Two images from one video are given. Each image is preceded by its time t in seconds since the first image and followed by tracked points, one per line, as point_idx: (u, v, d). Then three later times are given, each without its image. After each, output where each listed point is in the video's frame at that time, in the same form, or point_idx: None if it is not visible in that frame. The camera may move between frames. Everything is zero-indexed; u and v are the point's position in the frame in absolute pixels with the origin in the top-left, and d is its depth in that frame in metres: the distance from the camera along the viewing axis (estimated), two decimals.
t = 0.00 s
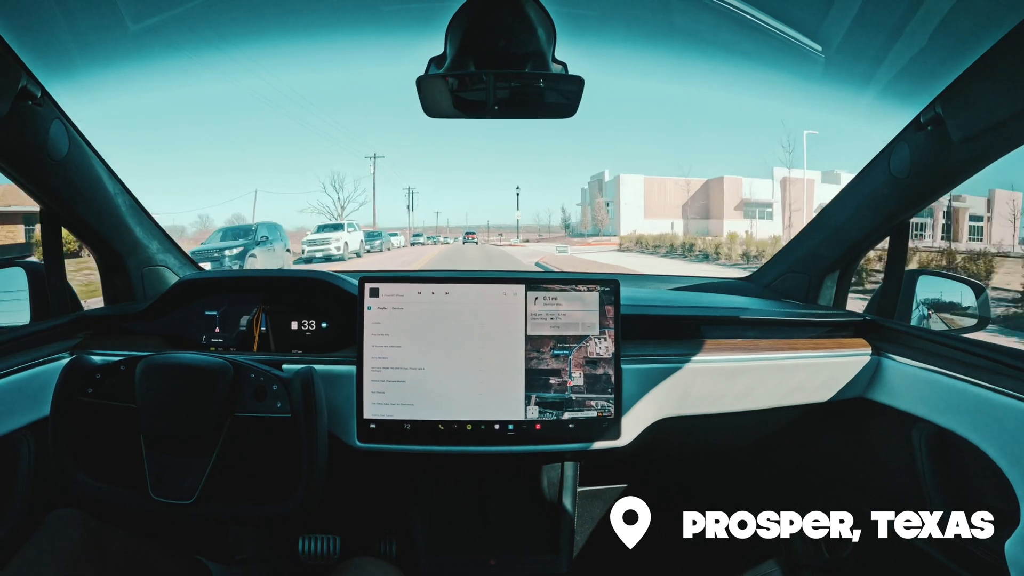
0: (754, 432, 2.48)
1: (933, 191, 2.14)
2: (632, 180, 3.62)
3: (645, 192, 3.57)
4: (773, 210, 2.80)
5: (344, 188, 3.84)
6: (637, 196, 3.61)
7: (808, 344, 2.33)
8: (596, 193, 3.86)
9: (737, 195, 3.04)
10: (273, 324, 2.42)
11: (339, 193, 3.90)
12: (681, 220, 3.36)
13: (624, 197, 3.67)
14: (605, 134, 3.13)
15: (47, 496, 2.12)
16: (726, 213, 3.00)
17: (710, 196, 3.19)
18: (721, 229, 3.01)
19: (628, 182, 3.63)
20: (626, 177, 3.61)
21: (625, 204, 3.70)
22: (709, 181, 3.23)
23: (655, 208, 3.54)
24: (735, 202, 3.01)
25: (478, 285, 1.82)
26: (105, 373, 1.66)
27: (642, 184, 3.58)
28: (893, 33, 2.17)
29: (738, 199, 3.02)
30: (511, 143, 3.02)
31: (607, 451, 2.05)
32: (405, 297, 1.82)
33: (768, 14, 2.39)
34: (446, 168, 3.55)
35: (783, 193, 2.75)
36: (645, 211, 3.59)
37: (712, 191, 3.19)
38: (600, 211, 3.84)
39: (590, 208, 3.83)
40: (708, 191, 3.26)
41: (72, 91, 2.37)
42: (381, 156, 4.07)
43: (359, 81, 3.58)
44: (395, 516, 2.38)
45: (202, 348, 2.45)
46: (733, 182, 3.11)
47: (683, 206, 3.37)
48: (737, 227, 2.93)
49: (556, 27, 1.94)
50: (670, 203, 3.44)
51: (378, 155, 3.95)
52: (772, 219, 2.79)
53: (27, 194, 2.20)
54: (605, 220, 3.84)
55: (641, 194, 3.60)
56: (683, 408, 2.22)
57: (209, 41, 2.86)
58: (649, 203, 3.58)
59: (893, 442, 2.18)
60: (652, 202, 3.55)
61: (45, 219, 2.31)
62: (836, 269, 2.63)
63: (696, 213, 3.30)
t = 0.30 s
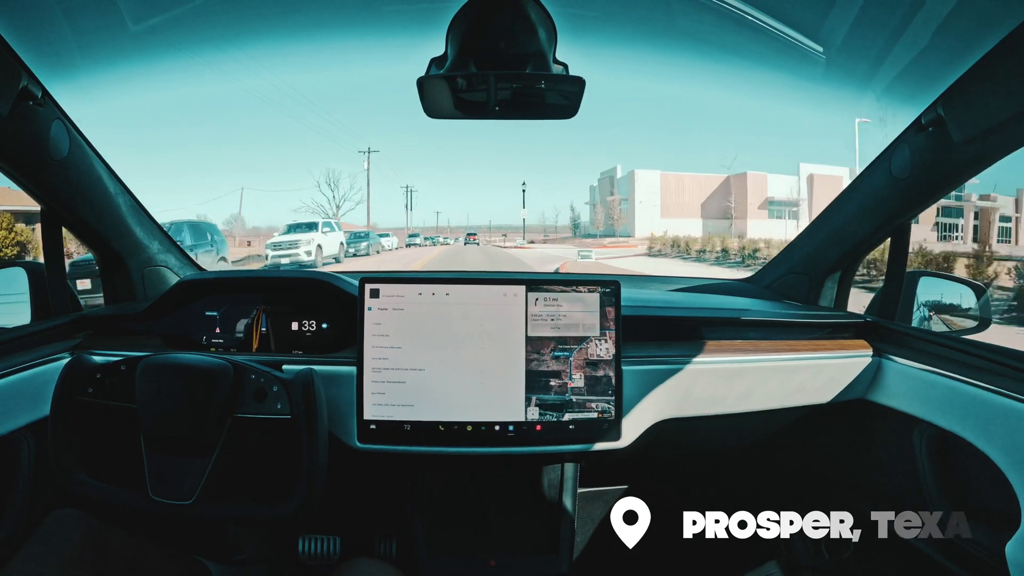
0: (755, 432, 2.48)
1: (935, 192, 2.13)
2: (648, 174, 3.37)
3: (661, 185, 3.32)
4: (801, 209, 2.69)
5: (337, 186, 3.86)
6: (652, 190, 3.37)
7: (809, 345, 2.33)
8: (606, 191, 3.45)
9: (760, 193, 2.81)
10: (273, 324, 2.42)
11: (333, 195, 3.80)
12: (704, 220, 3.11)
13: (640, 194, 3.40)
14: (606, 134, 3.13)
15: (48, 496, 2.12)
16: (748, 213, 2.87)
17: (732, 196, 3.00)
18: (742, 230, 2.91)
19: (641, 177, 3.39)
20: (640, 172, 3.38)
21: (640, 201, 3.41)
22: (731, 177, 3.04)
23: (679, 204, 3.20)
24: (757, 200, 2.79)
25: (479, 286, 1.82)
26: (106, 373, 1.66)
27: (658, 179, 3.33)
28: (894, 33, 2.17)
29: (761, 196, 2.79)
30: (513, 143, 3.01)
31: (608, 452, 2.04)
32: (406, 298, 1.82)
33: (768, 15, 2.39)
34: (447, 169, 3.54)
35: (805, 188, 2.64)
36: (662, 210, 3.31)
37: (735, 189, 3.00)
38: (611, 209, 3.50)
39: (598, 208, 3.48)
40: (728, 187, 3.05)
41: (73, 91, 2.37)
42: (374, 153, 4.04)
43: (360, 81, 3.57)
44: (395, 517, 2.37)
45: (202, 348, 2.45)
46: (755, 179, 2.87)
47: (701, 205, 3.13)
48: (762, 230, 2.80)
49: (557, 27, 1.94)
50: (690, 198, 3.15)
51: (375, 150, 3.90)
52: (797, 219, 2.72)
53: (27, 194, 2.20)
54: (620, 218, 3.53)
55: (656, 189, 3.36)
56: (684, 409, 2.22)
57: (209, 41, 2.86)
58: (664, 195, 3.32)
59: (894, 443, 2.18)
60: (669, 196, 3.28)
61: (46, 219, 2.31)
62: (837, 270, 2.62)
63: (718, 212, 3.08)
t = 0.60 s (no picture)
0: (755, 432, 2.48)
1: (935, 192, 2.13)
2: (665, 171, 3.21)
3: (681, 182, 3.31)
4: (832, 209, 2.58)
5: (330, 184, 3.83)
6: (670, 187, 3.32)
7: (809, 345, 2.33)
8: (621, 186, 3.60)
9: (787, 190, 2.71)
10: (275, 324, 2.42)
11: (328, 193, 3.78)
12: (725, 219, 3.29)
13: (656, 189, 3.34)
14: (606, 135, 3.14)
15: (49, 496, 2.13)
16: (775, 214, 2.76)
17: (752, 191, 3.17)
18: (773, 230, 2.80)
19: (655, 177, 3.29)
20: (657, 168, 3.25)
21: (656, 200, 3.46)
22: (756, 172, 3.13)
23: (697, 203, 3.42)
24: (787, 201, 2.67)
25: (479, 286, 1.82)
26: (106, 372, 1.66)
27: (677, 175, 3.27)
28: (895, 32, 2.17)
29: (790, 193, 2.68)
30: (514, 144, 3.02)
31: (609, 452, 2.04)
32: (406, 297, 1.82)
33: (769, 15, 2.39)
34: (448, 170, 3.55)
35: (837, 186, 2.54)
36: (681, 209, 3.46)
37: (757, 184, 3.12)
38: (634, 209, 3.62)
39: (613, 206, 3.74)
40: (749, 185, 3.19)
41: (74, 91, 2.38)
42: (368, 146, 4.02)
43: (361, 81, 3.58)
44: (396, 516, 2.37)
45: (203, 348, 2.45)
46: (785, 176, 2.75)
47: (725, 203, 3.30)
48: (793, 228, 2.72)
49: (558, 27, 1.94)
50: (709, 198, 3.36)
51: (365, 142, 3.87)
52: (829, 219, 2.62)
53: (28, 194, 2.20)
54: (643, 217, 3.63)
55: (675, 185, 3.35)
56: (685, 409, 2.22)
57: (209, 41, 2.87)
58: (686, 192, 3.37)
59: (896, 443, 2.17)
60: (690, 194, 3.38)
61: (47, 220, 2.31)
62: (837, 271, 2.62)
63: (739, 212, 3.21)
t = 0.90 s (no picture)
0: (756, 433, 2.48)
1: (936, 192, 2.12)
2: (687, 166, 3.30)
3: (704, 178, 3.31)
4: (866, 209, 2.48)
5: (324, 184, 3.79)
6: (692, 185, 3.33)
7: (810, 345, 2.33)
8: (634, 184, 3.46)
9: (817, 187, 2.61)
10: (276, 324, 2.42)
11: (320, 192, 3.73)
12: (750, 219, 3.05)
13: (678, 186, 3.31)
14: (606, 135, 3.14)
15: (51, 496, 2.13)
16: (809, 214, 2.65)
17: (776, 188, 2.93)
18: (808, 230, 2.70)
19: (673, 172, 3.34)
20: (680, 162, 3.31)
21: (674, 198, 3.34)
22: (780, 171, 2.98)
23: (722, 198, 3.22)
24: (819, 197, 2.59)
25: (481, 286, 1.82)
26: (107, 372, 1.66)
27: (700, 170, 3.32)
28: (896, 32, 2.17)
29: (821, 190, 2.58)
30: (515, 144, 3.02)
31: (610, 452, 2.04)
32: (407, 298, 1.82)
33: (770, 15, 2.39)
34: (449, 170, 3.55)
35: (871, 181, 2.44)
36: (704, 207, 3.32)
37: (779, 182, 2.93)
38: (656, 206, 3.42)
39: (629, 205, 3.55)
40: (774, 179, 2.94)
41: (74, 91, 2.38)
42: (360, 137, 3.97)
43: (362, 82, 3.58)
44: (396, 516, 2.38)
45: (204, 349, 2.45)
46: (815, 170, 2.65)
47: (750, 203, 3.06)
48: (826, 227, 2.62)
49: (558, 27, 1.95)
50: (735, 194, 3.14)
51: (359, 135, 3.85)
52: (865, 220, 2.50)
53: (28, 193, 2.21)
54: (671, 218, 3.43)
55: (697, 182, 3.34)
56: (686, 410, 2.22)
57: (210, 42, 2.87)
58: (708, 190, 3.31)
59: (898, 444, 2.17)
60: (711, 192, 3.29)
61: (47, 219, 2.31)
62: (838, 271, 2.62)
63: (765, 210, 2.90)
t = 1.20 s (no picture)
0: (757, 433, 2.48)
1: (937, 192, 2.12)
2: (712, 159, 3.05)
3: (732, 172, 3.09)
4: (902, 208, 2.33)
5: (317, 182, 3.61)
6: (719, 178, 3.14)
7: (812, 346, 2.32)
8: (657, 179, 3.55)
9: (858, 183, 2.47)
10: (277, 326, 2.42)
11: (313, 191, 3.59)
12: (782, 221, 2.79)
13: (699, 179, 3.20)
14: (607, 136, 3.15)
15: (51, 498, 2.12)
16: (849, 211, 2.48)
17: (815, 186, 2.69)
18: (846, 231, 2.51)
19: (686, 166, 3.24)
20: (709, 157, 3.05)
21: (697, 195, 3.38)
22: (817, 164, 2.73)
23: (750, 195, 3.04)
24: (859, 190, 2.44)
25: (483, 287, 1.82)
26: (109, 373, 1.66)
27: (728, 163, 3.06)
28: (897, 32, 2.17)
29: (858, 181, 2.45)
30: (516, 146, 3.03)
31: (611, 453, 2.04)
32: (408, 299, 1.82)
33: (770, 16, 2.39)
34: (449, 172, 3.56)
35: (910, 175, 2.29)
36: (734, 206, 3.24)
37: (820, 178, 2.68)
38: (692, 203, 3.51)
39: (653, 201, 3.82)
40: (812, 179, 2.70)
41: (76, 93, 2.39)
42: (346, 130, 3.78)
43: (363, 83, 3.58)
44: (397, 517, 2.38)
45: (205, 350, 2.45)
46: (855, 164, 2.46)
47: (782, 202, 2.79)
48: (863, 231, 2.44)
49: (559, 28, 1.95)
50: (763, 193, 2.92)
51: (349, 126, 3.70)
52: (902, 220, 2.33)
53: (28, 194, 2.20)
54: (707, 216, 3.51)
55: (725, 175, 3.13)
56: (688, 410, 2.22)
57: (211, 44, 2.87)
58: (736, 184, 3.12)
59: (900, 445, 2.16)
60: (740, 188, 3.11)
61: (47, 219, 2.30)
62: (840, 272, 2.62)
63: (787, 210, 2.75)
